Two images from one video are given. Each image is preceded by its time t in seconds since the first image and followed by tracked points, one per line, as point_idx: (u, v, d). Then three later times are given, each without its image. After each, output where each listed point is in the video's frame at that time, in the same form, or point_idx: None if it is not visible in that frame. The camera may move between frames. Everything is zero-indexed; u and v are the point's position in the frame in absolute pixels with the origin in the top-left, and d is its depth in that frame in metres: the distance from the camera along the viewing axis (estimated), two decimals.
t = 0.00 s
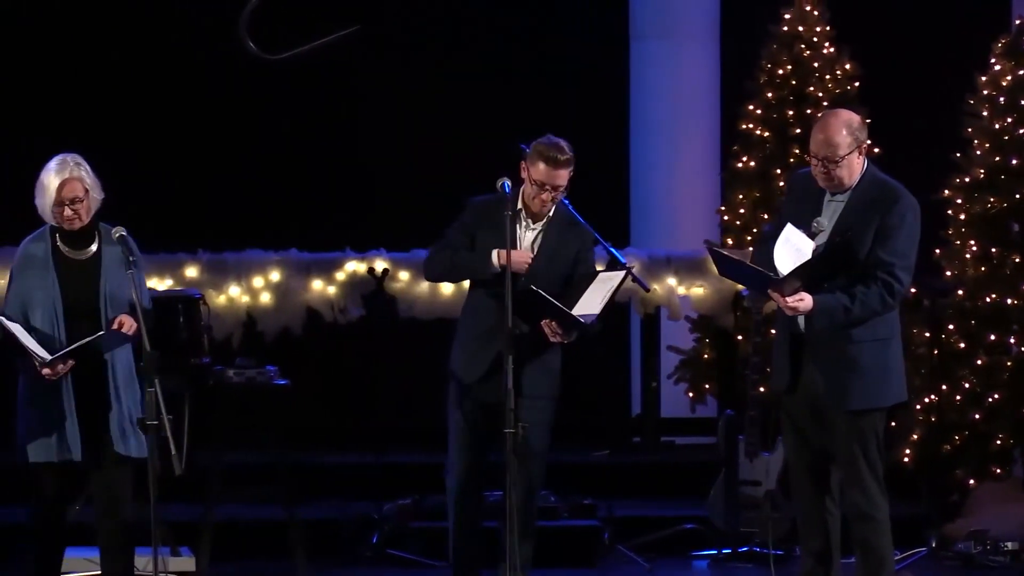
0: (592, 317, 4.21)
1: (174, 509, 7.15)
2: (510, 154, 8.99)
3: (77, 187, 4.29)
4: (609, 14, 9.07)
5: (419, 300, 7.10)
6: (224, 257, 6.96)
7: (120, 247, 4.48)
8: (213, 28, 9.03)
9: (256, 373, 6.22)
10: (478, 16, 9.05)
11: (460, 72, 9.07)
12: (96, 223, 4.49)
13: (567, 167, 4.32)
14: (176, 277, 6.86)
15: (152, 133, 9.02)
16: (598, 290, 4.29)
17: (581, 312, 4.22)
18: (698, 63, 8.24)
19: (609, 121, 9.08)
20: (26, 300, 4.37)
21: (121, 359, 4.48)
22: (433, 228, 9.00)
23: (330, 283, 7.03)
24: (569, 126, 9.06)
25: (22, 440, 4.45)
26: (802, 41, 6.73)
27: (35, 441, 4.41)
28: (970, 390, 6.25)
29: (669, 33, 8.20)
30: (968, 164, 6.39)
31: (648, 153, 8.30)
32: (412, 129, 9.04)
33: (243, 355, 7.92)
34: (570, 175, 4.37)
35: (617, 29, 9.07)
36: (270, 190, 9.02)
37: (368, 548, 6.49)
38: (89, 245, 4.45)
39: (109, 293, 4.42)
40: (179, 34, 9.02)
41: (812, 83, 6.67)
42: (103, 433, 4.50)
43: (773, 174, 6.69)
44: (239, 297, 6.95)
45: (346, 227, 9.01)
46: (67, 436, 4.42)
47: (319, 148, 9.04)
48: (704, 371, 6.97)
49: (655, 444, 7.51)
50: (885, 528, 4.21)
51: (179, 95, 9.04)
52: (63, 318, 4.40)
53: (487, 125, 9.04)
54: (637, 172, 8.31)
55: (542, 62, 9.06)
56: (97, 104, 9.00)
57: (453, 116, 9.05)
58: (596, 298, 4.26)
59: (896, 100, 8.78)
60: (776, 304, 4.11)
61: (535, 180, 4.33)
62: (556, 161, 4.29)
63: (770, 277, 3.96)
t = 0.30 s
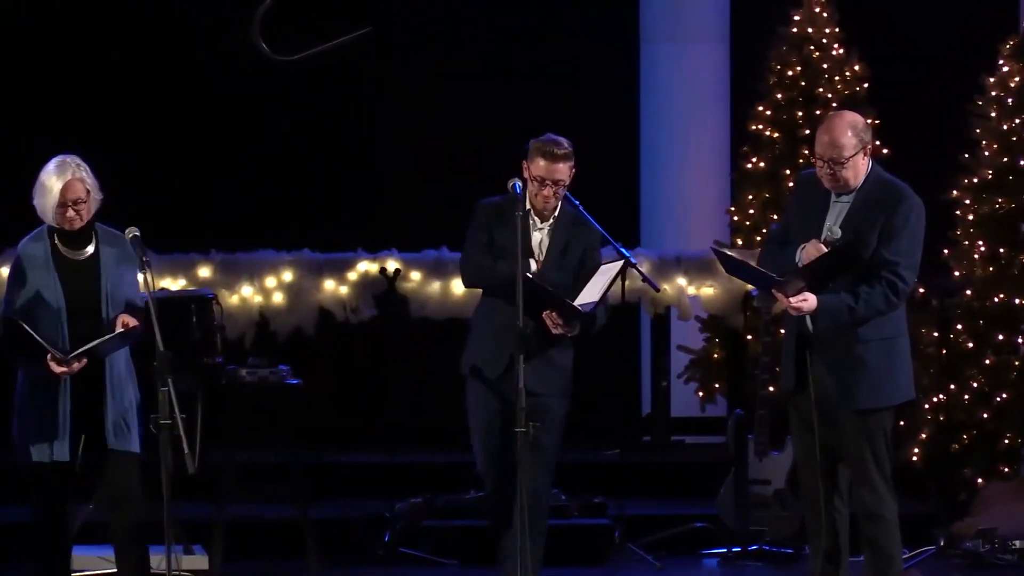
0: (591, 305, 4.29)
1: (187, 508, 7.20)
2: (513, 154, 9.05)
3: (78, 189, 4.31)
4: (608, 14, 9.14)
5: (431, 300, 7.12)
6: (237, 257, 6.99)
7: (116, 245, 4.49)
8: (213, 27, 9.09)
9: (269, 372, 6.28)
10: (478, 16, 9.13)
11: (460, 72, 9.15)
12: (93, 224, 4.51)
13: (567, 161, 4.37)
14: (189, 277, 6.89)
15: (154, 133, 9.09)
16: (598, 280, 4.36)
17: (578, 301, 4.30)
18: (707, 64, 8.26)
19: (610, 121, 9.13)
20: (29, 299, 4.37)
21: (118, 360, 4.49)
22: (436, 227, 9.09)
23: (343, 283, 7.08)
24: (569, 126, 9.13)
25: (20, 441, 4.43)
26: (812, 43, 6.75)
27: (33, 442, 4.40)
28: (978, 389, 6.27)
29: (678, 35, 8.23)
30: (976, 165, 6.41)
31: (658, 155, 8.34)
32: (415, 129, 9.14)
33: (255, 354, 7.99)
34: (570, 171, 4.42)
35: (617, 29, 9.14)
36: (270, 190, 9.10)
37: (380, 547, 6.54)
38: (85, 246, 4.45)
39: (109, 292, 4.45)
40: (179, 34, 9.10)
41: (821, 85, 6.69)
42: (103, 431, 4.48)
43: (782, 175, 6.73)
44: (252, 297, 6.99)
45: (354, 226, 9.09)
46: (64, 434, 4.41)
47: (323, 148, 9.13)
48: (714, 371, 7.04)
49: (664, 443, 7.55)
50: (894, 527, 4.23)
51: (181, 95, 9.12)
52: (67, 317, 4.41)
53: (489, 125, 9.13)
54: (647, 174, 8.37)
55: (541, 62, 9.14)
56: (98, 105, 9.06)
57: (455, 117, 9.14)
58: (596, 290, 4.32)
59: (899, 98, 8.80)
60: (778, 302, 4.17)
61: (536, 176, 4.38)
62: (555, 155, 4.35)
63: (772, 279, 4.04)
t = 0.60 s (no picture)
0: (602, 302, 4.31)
1: (200, 506, 7.25)
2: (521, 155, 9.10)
3: (93, 188, 4.36)
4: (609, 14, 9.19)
5: (443, 300, 7.14)
6: (250, 257, 7.04)
7: (127, 244, 4.56)
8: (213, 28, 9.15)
9: (281, 372, 6.33)
10: (478, 16, 9.19)
11: (464, 73, 9.21)
12: (103, 222, 4.56)
13: (551, 164, 4.39)
14: (203, 277, 6.95)
15: (161, 134, 9.17)
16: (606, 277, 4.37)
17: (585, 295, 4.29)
18: (716, 65, 8.29)
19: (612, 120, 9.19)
20: (46, 295, 4.39)
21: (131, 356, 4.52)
22: (443, 227, 9.15)
23: (354, 283, 7.09)
24: (572, 125, 9.17)
25: (32, 438, 4.44)
26: (821, 44, 6.77)
27: (45, 442, 4.42)
28: (987, 389, 6.28)
29: (688, 37, 8.25)
30: (984, 166, 6.44)
31: (669, 155, 8.38)
32: (419, 129, 9.21)
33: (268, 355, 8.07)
34: (557, 173, 4.45)
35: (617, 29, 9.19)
36: (270, 190, 9.18)
37: (391, 544, 6.55)
38: (95, 244, 4.50)
39: (123, 289, 4.52)
40: (179, 34, 9.16)
41: (829, 86, 6.70)
42: (115, 428, 4.52)
43: (792, 176, 6.75)
44: (264, 297, 7.04)
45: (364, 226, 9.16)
46: (78, 435, 4.43)
47: (328, 148, 9.20)
48: (724, 371, 7.08)
49: (674, 442, 7.59)
50: (901, 525, 4.27)
51: (184, 95, 9.20)
52: (82, 315, 4.46)
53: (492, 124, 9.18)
54: (658, 173, 8.42)
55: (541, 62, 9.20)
56: (101, 106, 9.14)
57: (458, 117, 9.20)
58: (606, 286, 4.32)
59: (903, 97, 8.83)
60: (789, 301, 4.21)
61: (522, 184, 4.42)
62: (538, 162, 4.38)
63: (782, 278, 4.07)
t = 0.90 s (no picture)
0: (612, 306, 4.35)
1: (214, 505, 7.33)
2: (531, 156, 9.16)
3: (111, 186, 4.41)
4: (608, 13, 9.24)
5: (454, 300, 7.15)
6: (262, 257, 7.10)
7: (144, 242, 4.63)
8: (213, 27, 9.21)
9: (293, 371, 6.38)
10: (478, 16, 9.25)
11: (472, 74, 9.26)
12: (120, 222, 4.63)
13: (559, 167, 4.41)
14: (215, 277, 7.01)
15: (172, 136, 9.23)
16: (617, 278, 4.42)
17: (597, 298, 4.35)
18: (726, 67, 8.32)
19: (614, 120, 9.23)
20: (66, 292, 4.44)
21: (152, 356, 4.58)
22: (454, 227, 9.22)
23: (366, 283, 7.13)
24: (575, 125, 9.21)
25: (58, 434, 4.51)
26: (829, 46, 6.75)
27: (77, 445, 4.48)
28: (994, 388, 6.32)
29: (698, 38, 8.29)
30: (992, 167, 6.46)
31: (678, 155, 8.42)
32: (423, 128, 9.26)
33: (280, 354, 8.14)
34: (565, 174, 4.46)
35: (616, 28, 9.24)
36: (283, 191, 9.25)
37: (402, 543, 6.61)
38: (112, 243, 4.56)
39: (141, 286, 4.58)
40: (179, 34, 9.21)
41: (838, 87, 6.68)
42: (132, 429, 4.59)
43: (800, 177, 6.73)
44: (276, 297, 7.08)
45: (375, 226, 9.25)
46: (107, 436, 4.49)
47: (332, 149, 9.27)
48: (733, 370, 7.00)
49: (684, 441, 7.65)
50: (910, 523, 4.29)
51: (191, 96, 9.25)
52: (102, 312, 4.51)
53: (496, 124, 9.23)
54: (667, 173, 8.46)
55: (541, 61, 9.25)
56: (113, 109, 9.21)
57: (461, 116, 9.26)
58: (618, 286, 4.37)
59: (906, 96, 8.85)
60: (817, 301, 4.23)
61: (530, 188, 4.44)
62: (545, 165, 4.40)
63: (806, 271, 4.11)
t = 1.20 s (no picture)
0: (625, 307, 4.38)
1: (227, 503, 7.40)
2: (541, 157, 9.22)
3: (126, 188, 4.45)
4: (609, 12, 9.28)
5: (465, 300, 7.21)
6: (274, 257, 7.14)
7: (158, 243, 4.65)
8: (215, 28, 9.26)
9: (305, 371, 6.43)
10: (480, 17, 9.30)
11: (482, 76, 9.32)
12: (135, 222, 4.65)
13: (571, 168, 4.45)
14: (228, 277, 7.03)
15: (183, 138, 9.29)
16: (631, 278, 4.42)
17: (609, 296, 4.38)
18: (734, 67, 8.35)
19: (618, 121, 9.28)
20: (83, 291, 4.51)
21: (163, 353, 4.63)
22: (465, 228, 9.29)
23: (377, 283, 7.17)
24: (580, 125, 9.27)
25: (70, 436, 4.54)
26: (838, 47, 6.75)
27: (90, 442, 4.51)
28: (1001, 388, 6.34)
29: (705, 39, 8.32)
30: (999, 167, 6.48)
31: (687, 155, 8.45)
32: (429, 129, 9.32)
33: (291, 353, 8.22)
34: (577, 175, 4.50)
35: (617, 27, 9.28)
36: (296, 192, 9.31)
37: (414, 540, 6.65)
38: (127, 243, 4.59)
39: (154, 286, 4.62)
40: (179, 34, 9.25)
41: (847, 89, 6.69)
42: (147, 428, 4.64)
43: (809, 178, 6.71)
44: (288, 297, 7.13)
45: (384, 227, 9.32)
46: (120, 434, 4.53)
47: (337, 150, 9.33)
48: (742, 370, 7.05)
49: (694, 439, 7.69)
50: (919, 521, 4.32)
51: (201, 97, 9.30)
52: (117, 311, 4.59)
53: (502, 125, 9.30)
54: (677, 173, 8.50)
55: (544, 62, 9.31)
56: (123, 111, 9.26)
57: (466, 116, 9.34)
58: (633, 288, 4.38)
59: (909, 95, 8.88)
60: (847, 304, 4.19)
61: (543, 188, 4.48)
62: (557, 166, 4.43)
63: (840, 273, 4.07)
